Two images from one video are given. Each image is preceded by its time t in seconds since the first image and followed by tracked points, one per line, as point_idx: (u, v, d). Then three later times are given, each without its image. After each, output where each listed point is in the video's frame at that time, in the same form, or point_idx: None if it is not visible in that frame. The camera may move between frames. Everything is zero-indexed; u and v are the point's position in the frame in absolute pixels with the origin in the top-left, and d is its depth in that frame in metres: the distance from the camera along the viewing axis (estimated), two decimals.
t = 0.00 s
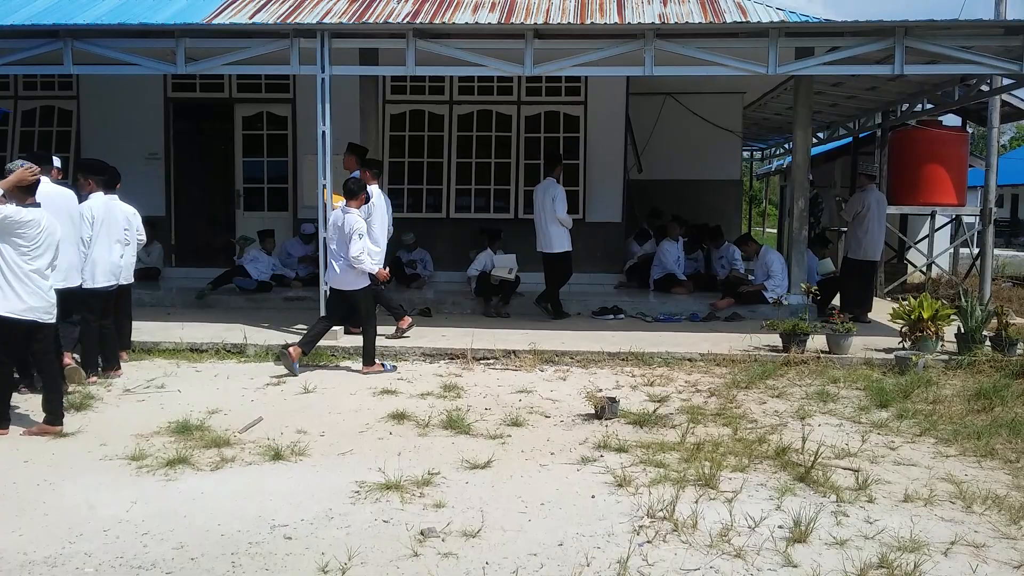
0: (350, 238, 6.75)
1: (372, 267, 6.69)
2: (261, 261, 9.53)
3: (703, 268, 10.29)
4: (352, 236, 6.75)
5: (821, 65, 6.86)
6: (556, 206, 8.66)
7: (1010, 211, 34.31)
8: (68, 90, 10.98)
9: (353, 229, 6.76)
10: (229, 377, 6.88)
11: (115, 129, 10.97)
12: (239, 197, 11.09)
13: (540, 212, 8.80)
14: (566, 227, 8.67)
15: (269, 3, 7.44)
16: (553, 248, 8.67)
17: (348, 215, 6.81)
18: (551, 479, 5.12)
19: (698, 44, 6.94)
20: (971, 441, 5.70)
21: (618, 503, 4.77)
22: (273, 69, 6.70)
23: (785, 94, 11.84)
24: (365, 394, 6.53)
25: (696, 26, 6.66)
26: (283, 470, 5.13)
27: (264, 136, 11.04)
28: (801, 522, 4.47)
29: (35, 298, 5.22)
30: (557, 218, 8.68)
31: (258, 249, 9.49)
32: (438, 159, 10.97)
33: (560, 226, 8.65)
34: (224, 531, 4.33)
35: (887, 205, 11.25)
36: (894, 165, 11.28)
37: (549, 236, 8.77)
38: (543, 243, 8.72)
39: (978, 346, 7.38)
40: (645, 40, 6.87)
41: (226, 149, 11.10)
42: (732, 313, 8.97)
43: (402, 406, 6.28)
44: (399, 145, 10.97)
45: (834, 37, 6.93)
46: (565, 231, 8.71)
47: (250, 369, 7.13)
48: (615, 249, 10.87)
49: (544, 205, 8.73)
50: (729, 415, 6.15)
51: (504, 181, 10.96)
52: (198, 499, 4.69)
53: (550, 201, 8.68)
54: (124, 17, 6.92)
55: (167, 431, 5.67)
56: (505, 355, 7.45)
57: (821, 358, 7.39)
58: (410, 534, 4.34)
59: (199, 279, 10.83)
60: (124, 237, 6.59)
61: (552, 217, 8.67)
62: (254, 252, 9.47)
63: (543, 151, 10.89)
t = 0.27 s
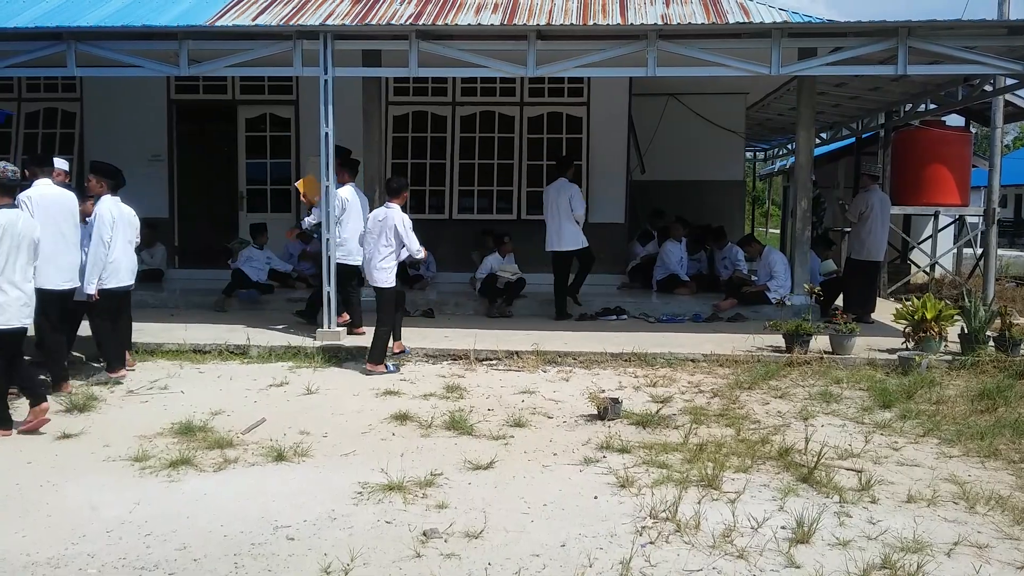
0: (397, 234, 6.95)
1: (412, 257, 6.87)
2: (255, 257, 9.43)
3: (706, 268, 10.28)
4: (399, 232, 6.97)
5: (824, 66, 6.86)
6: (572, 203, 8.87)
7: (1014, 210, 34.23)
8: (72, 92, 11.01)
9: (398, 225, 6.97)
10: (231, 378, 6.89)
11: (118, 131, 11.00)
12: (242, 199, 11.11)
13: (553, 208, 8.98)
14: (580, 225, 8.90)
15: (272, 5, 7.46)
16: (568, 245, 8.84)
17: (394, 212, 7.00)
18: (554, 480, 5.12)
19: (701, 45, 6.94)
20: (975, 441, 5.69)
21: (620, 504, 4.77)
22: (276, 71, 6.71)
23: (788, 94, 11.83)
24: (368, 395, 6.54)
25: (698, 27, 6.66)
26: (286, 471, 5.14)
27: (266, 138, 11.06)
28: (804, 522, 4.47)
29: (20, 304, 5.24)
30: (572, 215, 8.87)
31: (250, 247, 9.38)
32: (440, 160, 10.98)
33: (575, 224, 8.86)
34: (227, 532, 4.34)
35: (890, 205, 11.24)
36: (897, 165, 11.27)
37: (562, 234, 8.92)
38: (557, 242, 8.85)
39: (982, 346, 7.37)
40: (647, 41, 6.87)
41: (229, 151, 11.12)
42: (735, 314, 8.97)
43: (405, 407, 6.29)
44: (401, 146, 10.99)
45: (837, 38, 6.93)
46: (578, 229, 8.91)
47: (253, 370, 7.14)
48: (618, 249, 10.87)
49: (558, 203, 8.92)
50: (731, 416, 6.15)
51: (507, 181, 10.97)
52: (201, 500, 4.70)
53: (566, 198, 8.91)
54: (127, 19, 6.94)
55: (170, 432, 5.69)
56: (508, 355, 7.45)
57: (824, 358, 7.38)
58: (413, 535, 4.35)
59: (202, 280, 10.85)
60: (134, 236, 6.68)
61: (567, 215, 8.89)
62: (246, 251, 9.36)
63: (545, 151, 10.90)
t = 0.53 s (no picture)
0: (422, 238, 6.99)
1: (429, 263, 6.92)
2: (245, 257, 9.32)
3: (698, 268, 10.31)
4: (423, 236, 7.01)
5: (815, 66, 6.88)
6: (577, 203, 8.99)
7: (1005, 210, 34.39)
8: (63, 91, 10.97)
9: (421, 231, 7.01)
10: (223, 378, 6.88)
11: (109, 130, 10.96)
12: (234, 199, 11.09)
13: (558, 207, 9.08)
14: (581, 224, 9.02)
15: (264, 4, 7.44)
16: (571, 244, 8.94)
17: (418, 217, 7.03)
18: (546, 479, 5.12)
19: (692, 45, 6.95)
20: (965, 440, 5.72)
21: (612, 503, 4.77)
22: (268, 70, 6.70)
23: (780, 94, 11.86)
24: (360, 395, 6.53)
25: (690, 27, 6.68)
26: (277, 470, 5.13)
27: (258, 138, 11.04)
28: (795, 521, 4.48)
29: (3, 297, 5.33)
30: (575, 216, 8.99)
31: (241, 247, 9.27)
32: (433, 160, 10.97)
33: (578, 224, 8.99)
34: (218, 532, 4.33)
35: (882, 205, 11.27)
36: (889, 165, 11.30)
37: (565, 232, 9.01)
38: (560, 240, 8.94)
39: (972, 346, 7.40)
40: (639, 41, 6.89)
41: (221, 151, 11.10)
42: (727, 313, 8.99)
43: (397, 406, 6.28)
44: (394, 146, 10.98)
45: (828, 38, 6.95)
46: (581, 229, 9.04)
47: (245, 370, 7.13)
48: (610, 249, 10.88)
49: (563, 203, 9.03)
50: (723, 415, 6.16)
51: (500, 181, 10.97)
52: (192, 499, 4.69)
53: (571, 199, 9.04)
54: (118, 18, 6.92)
55: (161, 432, 5.67)
56: (500, 355, 7.45)
57: (816, 358, 7.40)
58: (405, 534, 4.35)
59: (195, 280, 10.83)
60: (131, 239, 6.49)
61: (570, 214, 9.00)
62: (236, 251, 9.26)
63: (538, 151, 10.91)
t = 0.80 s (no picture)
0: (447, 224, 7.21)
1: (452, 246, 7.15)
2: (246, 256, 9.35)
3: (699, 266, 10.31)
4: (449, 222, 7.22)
5: (816, 64, 6.88)
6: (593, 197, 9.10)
7: (1007, 208, 34.35)
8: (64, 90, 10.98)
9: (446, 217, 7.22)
10: (224, 376, 6.89)
11: (110, 129, 10.97)
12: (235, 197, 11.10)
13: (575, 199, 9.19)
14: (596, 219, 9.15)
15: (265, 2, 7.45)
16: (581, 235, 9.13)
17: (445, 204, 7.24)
18: (547, 477, 5.12)
19: (693, 43, 6.94)
20: (966, 437, 5.71)
21: (613, 501, 4.78)
22: (269, 68, 6.71)
23: (781, 92, 11.85)
24: (360, 393, 6.54)
25: (691, 25, 6.68)
26: (278, 469, 5.14)
27: (259, 136, 11.04)
28: (796, 519, 4.49)
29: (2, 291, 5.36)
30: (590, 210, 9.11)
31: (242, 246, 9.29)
32: (434, 158, 10.97)
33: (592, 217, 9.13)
34: (220, 530, 4.34)
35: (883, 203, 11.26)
36: (890, 163, 11.29)
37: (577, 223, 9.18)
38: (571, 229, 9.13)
39: (974, 344, 7.40)
40: (640, 38, 6.89)
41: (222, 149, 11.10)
42: (728, 311, 8.99)
43: (398, 405, 6.29)
44: (395, 144, 10.98)
45: (829, 36, 6.94)
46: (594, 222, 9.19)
47: (246, 368, 7.14)
48: (611, 247, 10.88)
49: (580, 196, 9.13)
50: (724, 413, 6.16)
51: (501, 179, 10.97)
52: (193, 498, 4.70)
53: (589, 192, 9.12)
54: (119, 16, 6.93)
55: (163, 430, 5.68)
56: (502, 353, 7.46)
57: (817, 356, 7.40)
58: (406, 532, 4.36)
59: (196, 278, 10.84)
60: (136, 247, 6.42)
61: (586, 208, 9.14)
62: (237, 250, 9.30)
63: (539, 149, 10.90)
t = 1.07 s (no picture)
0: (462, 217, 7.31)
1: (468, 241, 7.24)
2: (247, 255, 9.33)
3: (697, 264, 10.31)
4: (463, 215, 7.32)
5: (814, 62, 6.87)
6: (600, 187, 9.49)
7: (1005, 205, 34.37)
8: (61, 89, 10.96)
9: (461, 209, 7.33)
10: (223, 376, 6.89)
11: (108, 128, 10.95)
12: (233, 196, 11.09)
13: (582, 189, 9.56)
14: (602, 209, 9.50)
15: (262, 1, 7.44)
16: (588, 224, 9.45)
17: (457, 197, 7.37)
18: (546, 476, 5.12)
19: (691, 41, 6.94)
20: (964, 435, 5.72)
21: (612, 500, 4.78)
22: (266, 67, 6.70)
23: (779, 90, 11.85)
24: (359, 392, 6.53)
25: (689, 23, 6.67)
26: (277, 468, 5.14)
27: (257, 135, 11.03)
28: (795, 517, 4.49)
29: None
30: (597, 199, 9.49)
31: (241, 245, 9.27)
32: (432, 157, 10.97)
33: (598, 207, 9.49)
34: (218, 530, 4.34)
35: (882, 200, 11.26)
36: (888, 160, 11.29)
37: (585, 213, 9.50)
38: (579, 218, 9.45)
39: (972, 341, 7.40)
40: (638, 37, 6.88)
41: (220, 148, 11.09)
42: (726, 309, 9.00)
43: (397, 404, 6.29)
44: (393, 143, 10.97)
45: (827, 34, 6.94)
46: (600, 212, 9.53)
47: (244, 367, 7.14)
48: (609, 245, 10.88)
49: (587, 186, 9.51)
50: (722, 411, 6.17)
51: (499, 178, 10.97)
52: (192, 498, 4.70)
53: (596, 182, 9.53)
54: (116, 15, 6.92)
55: (161, 430, 5.68)
56: (500, 352, 7.46)
57: (815, 354, 7.41)
58: (404, 531, 4.36)
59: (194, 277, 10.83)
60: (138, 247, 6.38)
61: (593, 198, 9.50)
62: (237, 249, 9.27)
63: (537, 148, 10.90)
